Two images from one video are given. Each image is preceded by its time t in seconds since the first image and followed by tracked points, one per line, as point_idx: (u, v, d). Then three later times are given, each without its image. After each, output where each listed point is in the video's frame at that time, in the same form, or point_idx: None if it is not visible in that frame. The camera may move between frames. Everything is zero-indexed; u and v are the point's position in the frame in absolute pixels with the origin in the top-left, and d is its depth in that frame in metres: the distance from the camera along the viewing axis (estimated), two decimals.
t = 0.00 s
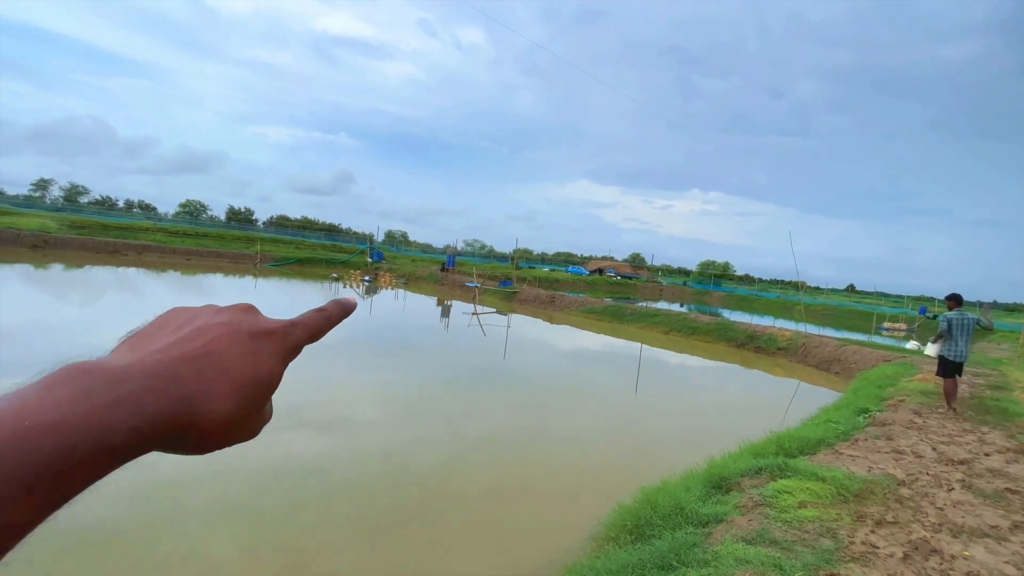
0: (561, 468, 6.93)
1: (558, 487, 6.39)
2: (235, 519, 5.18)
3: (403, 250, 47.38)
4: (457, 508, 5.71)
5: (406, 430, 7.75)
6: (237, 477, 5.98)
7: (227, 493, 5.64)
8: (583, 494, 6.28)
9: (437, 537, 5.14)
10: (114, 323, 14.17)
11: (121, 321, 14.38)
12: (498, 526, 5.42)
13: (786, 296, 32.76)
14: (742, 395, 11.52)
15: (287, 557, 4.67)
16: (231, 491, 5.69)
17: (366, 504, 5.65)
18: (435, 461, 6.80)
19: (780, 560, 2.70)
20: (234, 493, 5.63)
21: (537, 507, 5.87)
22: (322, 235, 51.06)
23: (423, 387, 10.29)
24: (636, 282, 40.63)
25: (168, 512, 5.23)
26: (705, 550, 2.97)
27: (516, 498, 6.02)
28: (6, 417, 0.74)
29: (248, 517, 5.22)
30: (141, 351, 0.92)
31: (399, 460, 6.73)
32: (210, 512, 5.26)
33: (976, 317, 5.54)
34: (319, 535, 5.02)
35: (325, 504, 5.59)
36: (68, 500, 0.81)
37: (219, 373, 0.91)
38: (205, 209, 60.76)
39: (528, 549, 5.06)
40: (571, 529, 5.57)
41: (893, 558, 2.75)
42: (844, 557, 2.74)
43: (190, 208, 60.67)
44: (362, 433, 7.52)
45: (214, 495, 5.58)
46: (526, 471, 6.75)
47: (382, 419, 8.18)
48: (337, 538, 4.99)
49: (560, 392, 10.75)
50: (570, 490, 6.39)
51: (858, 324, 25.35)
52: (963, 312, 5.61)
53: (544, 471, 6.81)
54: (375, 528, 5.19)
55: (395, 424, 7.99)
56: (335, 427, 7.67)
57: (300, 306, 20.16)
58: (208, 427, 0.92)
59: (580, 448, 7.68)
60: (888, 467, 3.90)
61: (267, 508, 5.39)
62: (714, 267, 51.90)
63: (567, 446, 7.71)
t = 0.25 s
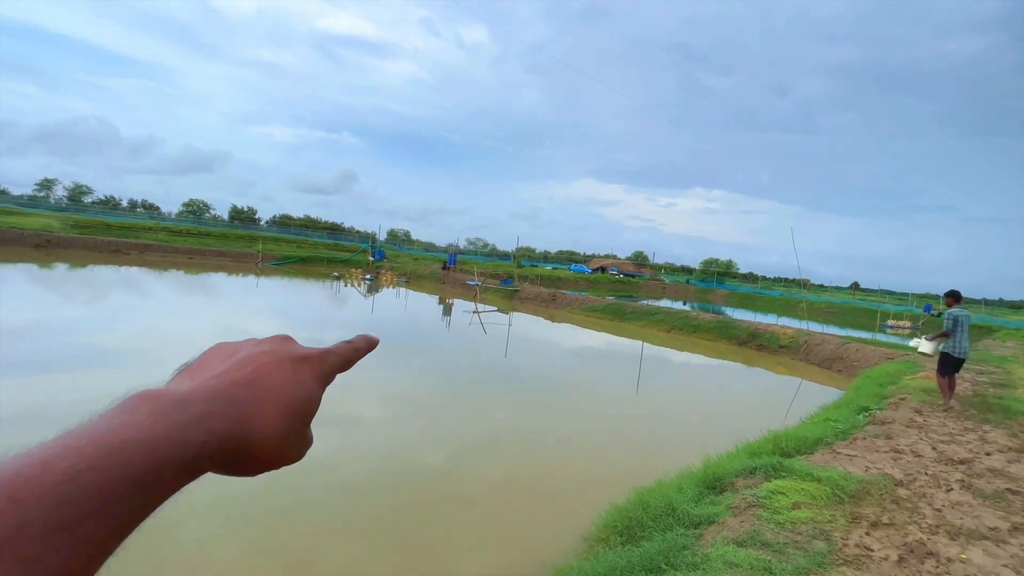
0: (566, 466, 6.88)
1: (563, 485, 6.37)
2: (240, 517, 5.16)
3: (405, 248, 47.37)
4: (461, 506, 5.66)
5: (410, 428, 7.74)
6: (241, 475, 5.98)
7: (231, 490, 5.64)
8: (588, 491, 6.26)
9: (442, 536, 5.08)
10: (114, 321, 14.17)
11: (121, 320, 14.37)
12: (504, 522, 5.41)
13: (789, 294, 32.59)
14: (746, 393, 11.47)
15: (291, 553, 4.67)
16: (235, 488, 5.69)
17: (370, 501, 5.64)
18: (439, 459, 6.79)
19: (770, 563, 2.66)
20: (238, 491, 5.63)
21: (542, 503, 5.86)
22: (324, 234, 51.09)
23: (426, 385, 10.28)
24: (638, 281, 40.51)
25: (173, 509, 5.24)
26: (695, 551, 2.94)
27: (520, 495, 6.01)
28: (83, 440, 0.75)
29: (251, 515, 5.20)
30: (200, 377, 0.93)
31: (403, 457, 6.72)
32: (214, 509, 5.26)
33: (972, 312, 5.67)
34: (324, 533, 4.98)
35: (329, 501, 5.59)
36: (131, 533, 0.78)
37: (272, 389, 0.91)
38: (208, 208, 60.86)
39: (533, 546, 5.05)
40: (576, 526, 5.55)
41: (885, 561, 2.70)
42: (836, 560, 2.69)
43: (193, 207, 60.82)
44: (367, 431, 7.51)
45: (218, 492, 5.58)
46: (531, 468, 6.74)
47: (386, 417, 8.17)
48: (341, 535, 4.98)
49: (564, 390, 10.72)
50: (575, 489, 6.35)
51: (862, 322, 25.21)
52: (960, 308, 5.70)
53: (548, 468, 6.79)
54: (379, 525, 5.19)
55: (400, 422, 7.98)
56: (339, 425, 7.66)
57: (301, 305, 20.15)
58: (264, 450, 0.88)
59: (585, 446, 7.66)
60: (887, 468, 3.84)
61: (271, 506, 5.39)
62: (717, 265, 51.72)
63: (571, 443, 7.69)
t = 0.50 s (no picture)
0: (568, 464, 6.85)
1: (565, 483, 6.34)
2: (241, 515, 5.14)
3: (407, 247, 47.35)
4: (461, 505, 5.63)
5: (412, 426, 7.72)
6: (241, 473, 5.97)
7: (232, 488, 5.63)
8: (591, 489, 6.23)
9: (443, 534, 5.05)
10: (114, 320, 14.17)
11: (120, 318, 14.38)
12: (505, 520, 5.39)
13: (792, 292, 32.46)
14: (748, 392, 11.41)
15: (291, 551, 4.65)
16: (236, 485, 5.68)
17: (370, 498, 5.62)
18: (441, 457, 6.77)
19: (759, 571, 2.62)
20: (238, 488, 5.62)
21: (544, 501, 5.83)
22: (326, 233, 51.13)
23: (428, 383, 10.25)
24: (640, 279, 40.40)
25: (175, 506, 5.22)
26: (683, 558, 2.90)
27: (522, 493, 5.98)
28: None
29: (252, 513, 5.18)
30: None
31: (405, 455, 6.70)
32: (214, 506, 5.25)
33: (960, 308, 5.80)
34: (325, 532, 4.95)
35: (330, 498, 5.58)
36: None
37: None
38: (210, 207, 60.98)
39: (535, 543, 5.02)
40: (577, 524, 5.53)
41: (877, 567, 2.66)
42: (827, 567, 2.65)
43: (196, 206, 60.96)
44: (369, 429, 7.49)
45: (219, 489, 5.57)
46: (533, 466, 6.72)
47: (388, 415, 8.14)
48: (342, 533, 4.97)
49: (567, 388, 10.68)
50: (577, 489, 6.30)
51: (865, 321, 25.09)
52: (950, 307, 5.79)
53: (551, 466, 6.76)
54: (380, 523, 5.17)
55: (402, 420, 7.96)
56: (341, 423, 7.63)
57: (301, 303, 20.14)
58: None
59: (587, 444, 7.62)
60: (884, 471, 3.80)
61: (272, 503, 5.38)
62: (720, 263, 51.55)
63: (574, 441, 7.66)
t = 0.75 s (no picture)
0: (568, 461, 6.86)
1: (566, 480, 6.35)
2: (240, 513, 5.12)
3: (406, 245, 47.27)
4: (460, 502, 5.61)
5: (413, 424, 7.71)
6: (242, 470, 5.95)
7: (232, 485, 5.61)
8: (592, 486, 6.23)
9: (445, 531, 5.05)
10: (109, 318, 14.10)
11: (116, 316, 14.33)
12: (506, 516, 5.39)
13: (790, 290, 32.45)
14: (747, 389, 11.39)
15: (293, 548, 4.64)
16: (237, 483, 5.65)
17: (371, 496, 5.62)
18: (443, 454, 6.76)
19: None
20: (239, 485, 5.60)
21: (545, 498, 5.83)
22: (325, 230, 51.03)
23: (428, 381, 10.23)
24: (639, 277, 40.37)
25: (175, 504, 5.21)
26: (674, 562, 2.88)
27: (522, 489, 6.00)
28: None
29: (251, 511, 5.16)
30: None
31: (406, 453, 6.69)
32: (214, 503, 5.24)
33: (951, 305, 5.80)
34: (325, 530, 4.94)
35: (331, 495, 5.57)
36: None
37: None
38: (207, 205, 60.83)
39: (537, 539, 5.03)
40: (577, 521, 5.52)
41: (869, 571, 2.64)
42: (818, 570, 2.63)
43: (194, 204, 60.83)
44: (372, 427, 7.47)
45: (220, 487, 5.55)
46: (534, 463, 6.72)
47: (389, 413, 8.12)
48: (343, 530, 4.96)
49: (568, 386, 10.65)
50: (577, 486, 6.30)
51: (864, 318, 25.06)
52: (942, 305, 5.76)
53: (552, 463, 6.76)
54: (381, 520, 5.17)
55: (403, 418, 7.95)
56: (342, 421, 7.60)
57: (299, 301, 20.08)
58: None
59: (588, 441, 7.61)
60: (878, 472, 3.78)
61: (273, 502, 5.36)
62: (719, 261, 51.52)
63: (575, 439, 7.65)
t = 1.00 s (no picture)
0: (568, 460, 6.82)
1: (567, 479, 6.31)
2: (238, 514, 5.06)
3: (401, 245, 47.13)
4: (457, 500, 5.58)
5: (411, 424, 7.65)
6: (239, 472, 5.87)
7: (230, 487, 5.54)
8: (593, 484, 6.21)
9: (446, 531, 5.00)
10: (99, 320, 13.97)
11: (107, 318, 14.19)
12: (507, 516, 5.34)
13: (786, 287, 32.52)
14: (743, 386, 11.38)
15: (292, 550, 4.57)
16: (234, 485, 5.58)
17: (370, 496, 5.56)
18: (442, 454, 6.71)
19: None
20: (237, 487, 5.53)
21: (546, 497, 5.79)
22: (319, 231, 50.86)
23: (425, 381, 10.16)
24: (635, 275, 40.38)
25: (173, 507, 5.12)
26: (663, 567, 2.84)
27: (523, 488, 5.95)
28: None
29: (249, 512, 5.10)
30: None
31: (404, 453, 6.63)
32: (212, 506, 5.16)
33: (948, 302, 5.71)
34: (323, 529, 4.90)
35: (330, 496, 5.50)
36: None
37: None
38: (201, 206, 60.51)
39: (537, 538, 4.98)
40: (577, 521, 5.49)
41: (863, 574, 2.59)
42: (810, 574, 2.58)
43: (187, 205, 60.54)
44: (370, 428, 7.41)
45: (218, 489, 5.47)
46: (534, 462, 6.67)
47: (387, 414, 8.06)
48: (343, 531, 4.90)
49: (566, 385, 10.61)
50: (578, 485, 6.25)
51: (859, 314, 25.12)
52: (939, 300, 5.70)
53: (552, 462, 6.72)
54: (381, 520, 5.11)
55: (402, 418, 7.89)
56: (342, 422, 7.53)
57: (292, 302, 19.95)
58: None
59: (588, 440, 7.57)
60: (871, 471, 3.74)
61: (272, 503, 5.29)
62: (714, 258, 51.61)
63: (574, 437, 7.61)
